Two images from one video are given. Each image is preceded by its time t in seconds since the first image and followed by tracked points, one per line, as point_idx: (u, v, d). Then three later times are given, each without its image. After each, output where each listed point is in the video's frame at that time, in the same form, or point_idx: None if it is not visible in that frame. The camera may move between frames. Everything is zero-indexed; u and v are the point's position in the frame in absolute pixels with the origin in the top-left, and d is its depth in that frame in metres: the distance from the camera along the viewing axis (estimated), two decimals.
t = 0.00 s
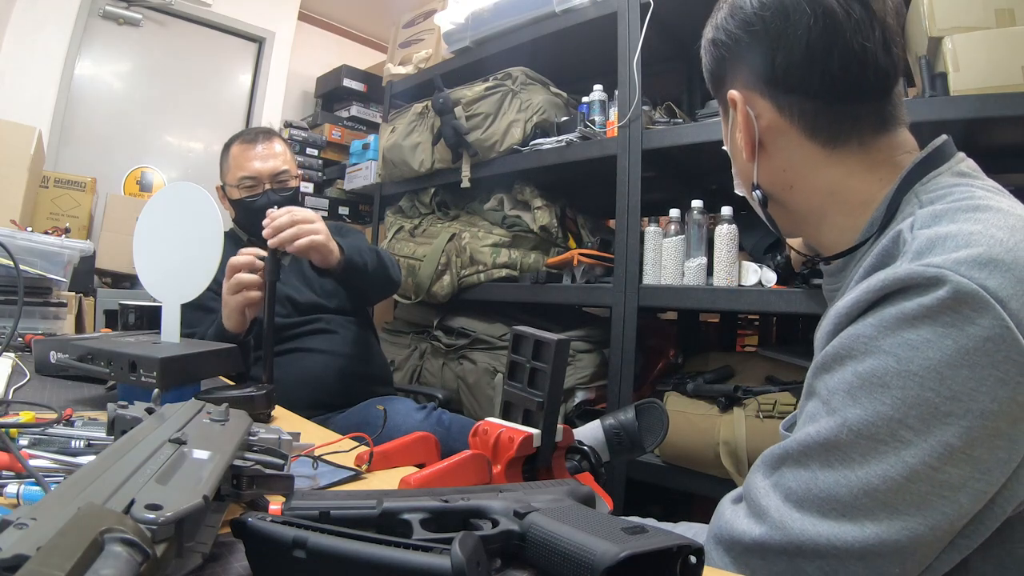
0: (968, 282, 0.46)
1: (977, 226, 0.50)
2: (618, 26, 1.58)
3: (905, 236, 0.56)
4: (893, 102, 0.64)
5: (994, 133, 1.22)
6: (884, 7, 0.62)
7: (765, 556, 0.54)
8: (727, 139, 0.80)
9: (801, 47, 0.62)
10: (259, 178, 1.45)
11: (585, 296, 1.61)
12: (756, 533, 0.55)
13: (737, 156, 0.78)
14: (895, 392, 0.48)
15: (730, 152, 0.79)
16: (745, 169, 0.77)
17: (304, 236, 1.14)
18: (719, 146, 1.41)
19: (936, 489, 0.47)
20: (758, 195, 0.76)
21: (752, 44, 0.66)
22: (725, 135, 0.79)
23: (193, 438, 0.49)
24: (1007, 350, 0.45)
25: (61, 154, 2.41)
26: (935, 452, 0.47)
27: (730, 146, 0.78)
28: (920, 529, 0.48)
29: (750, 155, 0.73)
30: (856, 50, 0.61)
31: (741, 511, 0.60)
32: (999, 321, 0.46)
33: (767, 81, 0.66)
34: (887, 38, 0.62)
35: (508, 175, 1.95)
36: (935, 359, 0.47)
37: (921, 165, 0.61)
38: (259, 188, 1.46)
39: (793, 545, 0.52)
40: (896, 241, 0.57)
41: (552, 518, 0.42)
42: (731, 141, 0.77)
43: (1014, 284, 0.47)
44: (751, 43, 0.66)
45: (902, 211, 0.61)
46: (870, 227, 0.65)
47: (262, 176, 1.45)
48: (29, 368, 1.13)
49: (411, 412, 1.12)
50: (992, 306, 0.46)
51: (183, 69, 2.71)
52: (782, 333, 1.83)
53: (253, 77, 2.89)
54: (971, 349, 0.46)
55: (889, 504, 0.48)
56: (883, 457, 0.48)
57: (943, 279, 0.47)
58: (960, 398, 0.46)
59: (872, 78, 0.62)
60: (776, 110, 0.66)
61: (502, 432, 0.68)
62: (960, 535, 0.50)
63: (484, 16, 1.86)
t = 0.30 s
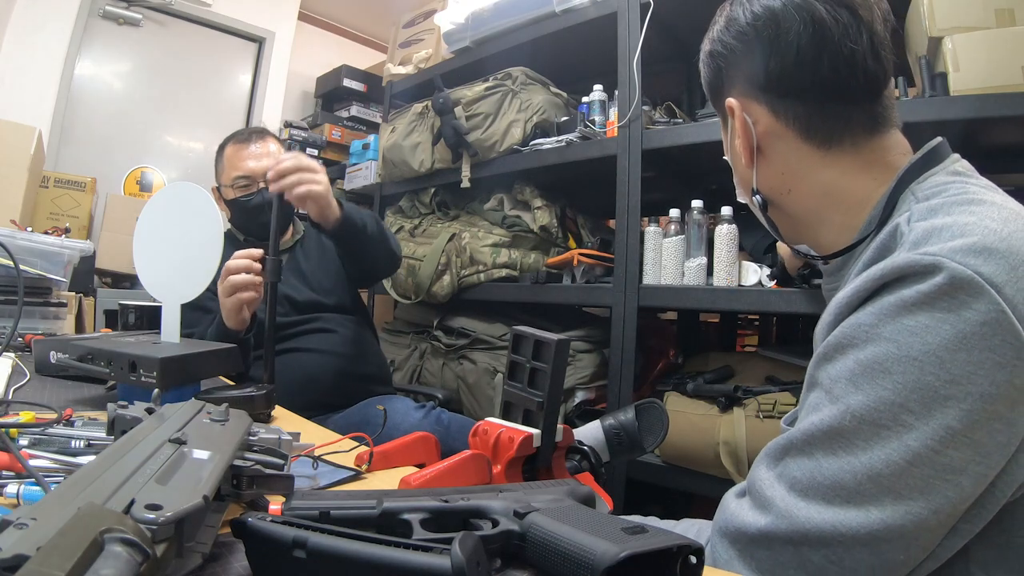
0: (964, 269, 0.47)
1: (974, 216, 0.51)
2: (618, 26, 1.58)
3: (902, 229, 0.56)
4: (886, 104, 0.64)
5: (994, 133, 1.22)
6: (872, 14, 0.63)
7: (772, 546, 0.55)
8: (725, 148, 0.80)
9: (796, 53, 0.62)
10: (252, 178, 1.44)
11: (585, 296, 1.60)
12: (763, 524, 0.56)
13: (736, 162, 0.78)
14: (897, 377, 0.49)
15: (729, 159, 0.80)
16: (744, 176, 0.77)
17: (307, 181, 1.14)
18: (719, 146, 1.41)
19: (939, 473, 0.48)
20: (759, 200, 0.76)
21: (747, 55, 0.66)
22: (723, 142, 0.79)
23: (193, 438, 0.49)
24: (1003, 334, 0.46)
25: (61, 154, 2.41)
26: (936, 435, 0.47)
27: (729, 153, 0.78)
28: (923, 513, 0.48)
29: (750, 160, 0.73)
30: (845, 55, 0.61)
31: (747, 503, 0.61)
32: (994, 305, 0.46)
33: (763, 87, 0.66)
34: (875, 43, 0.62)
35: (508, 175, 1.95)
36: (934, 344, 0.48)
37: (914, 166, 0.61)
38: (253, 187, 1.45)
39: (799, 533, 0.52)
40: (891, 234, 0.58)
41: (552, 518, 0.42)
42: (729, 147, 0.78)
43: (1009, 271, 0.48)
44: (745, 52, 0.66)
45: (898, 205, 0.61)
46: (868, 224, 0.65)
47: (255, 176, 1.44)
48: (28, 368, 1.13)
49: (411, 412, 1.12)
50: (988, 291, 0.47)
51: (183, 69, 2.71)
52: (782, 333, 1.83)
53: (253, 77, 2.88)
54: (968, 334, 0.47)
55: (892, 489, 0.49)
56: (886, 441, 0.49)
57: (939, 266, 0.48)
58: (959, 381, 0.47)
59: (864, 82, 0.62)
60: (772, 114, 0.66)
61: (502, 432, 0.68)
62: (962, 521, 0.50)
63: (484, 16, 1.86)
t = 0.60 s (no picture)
0: (964, 259, 0.48)
1: (973, 208, 0.51)
2: (618, 26, 1.58)
3: (902, 222, 0.56)
4: (885, 106, 0.64)
5: (994, 133, 1.22)
6: (871, 19, 0.63)
7: (777, 537, 0.55)
8: (727, 150, 0.80)
9: (797, 57, 0.63)
10: (252, 176, 1.44)
11: (585, 295, 1.61)
12: (768, 515, 0.55)
13: (737, 164, 0.78)
14: (900, 365, 0.49)
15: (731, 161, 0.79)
16: (745, 177, 0.77)
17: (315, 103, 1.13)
18: (718, 146, 1.41)
19: (943, 459, 0.48)
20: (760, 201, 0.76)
21: (749, 57, 0.66)
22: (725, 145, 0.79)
23: (193, 438, 0.49)
24: (1003, 322, 0.46)
25: (61, 154, 2.41)
26: (940, 422, 0.47)
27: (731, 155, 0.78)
28: (928, 500, 0.48)
29: (751, 162, 0.73)
30: (845, 60, 0.61)
31: (751, 496, 0.61)
32: (994, 294, 0.46)
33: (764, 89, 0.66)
34: (875, 48, 0.62)
35: (508, 175, 1.95)
36: (936, 332, 0.48)
37: (913, 167, 0.61)
38: (252, 186, 1.46)
39: (806, 523, 0.52)
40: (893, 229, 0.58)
41: (552, 518, 0.42)
42: (732, 149, 0.78)
43: (1008, 261, 0.48)
44: (747, 56, 0.66)
45: (898, 202, 0.61)
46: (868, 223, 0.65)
47: (255, 175, 1.44)
48: (28, 368, 1.13)
49: (411, 412, 1.12)
50: (987, 279, 0.47)
51: (183, 68, 2.71)
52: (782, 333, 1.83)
53: (253, 77, 2.88)
54: (969, 322, 0.47)
55: (897, 476, 0.49)
56: (889, 429, 0.49)
57: (940, 256, 0.49)
58: (961, 367, 0.47)
59: (864, 86, 0.62)
60: (774, 117, 0.66)
61: (502, 432, 0.68)
62: (965, 508, 0.50)
63: (484, 17, 1.86)
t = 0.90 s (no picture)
0: (963, 257, 0.48)
1: (972, 207, 0.51)
2: (618, 26, 1.58)
3: (901, 222, 0.57)
4: (884, 108, 0.64)
5: (994, 133, 1.22)
6: (870, 20, 0.63)
7: (778, 535, 0.55)
8: (727, 151, 0.80)
9: (797, 59, 0.63)
10: (247, 175, 1.45)
11: (585, 296, 1.61)
12: (769, 512, 0.55)
13: (737, 166, 0.78)
14: (899, 362, 0.49)
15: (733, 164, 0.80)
16: (745, 178, 0.77)
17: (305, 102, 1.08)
18: (718, 146, 1.41)
19: (942, 456, 0.48)
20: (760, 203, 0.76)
21: (748, 60, 0.66)
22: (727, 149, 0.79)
23: (193, 438, 0.49)
24: (1002, 319, 0.46)
25: (61, 154, 2.41)
26: (940, 418, 0.47)
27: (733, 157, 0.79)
28: (928, 496, 0.48)
29: (751, 166, 0.73)
30: (844, 62, 0.61)
31: (752, 494, 0.61)
32: (992, 291, 0.46)
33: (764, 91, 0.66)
34: (874, 50, 0.62)
35: (508, 175, 1.95)
36: (936, 329, 0.48)
37: (911, 168, 0.61)
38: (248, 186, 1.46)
39: (807, 520, 0.52)
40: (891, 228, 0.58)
41: (552, 518, 0.42)
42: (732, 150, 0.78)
43: (1007, 259, 0.48)
44: (745, 59, 0.67)
45: (896, 202, 0.61)
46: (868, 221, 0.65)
47: (250, 174, 1.45)
48: (28, 368, 1.13)
49: (411, 414, 1.12)
50: (986, 276, 0.47)
51: (183, 69, 2.71)
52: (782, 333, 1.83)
53: (253, 77, 2.88)
54: (968, 319, 0.47)
55: (897, 472, 0.49)
56: (889, 426, 0.49)
57: (938, 254, 0.49)
58: (960, 364, 0.47)
59: (863, 88, 0.62)
60: (774, 119, 0.66)
61: (502, 432, 0.68)
62: (965, 505, 0.50)
63: (484, 17, 1.86)
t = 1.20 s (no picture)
0: (953, 249, 0.48)
1: (965, 202, 0.51)
2: (618, 26, 1.58)
3: (896, 217, 0.57)
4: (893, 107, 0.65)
5: (994, 133, 1.22)
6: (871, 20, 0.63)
7: (774, 527, 0.55)
8: (731, 132, 0.76)
9: (822, 47, 0.62)
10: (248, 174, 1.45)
11: (585, 295, 1.61)
12: (765, 503, 0.56)
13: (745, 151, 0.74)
14: (892, 352, 0.49)
15: (733, 155, 0.78)
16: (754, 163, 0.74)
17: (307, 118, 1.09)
18: (718, 146, 1.41)
19: (936, 445, 0.48)
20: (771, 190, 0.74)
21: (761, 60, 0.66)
22: (726, 139, 0.77)
23: (193, 438, 0.49)
24: (992, 309, 0.46)
25: (61, 154, 2.41)
26: (932, 407, 0.47)
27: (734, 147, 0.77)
28: (922, 485, 0.48)
29: (763, 154, 0.71)
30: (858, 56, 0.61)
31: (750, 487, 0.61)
32: (983, 282, 0.47)
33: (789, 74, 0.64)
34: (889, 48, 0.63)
35: (508, 175, 1.95)
36: (928, 319, 0.48)
37: (911, 167, 0.61)
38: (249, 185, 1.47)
39: (800, 510, 0.52)
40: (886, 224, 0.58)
41: (552, 518, 0.42)
42: (736, 141, 0.76)
43: (998, 251, 0.48)
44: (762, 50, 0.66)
45: (896, 199, 0.61)
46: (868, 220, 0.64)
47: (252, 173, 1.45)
48: (28, 368, 1.13)
49: (411, 414, 1.12)
50: (976, 267, 0.47)
51: (183, 68, 2.71)
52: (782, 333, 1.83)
53: (253, 77, 2.88)
54: (959, 309, 0.47)
55: (891, 462, 0.49)
56: (882, 415, 0.49)
57: (929, 247, 0.49)
58: (951, 354, 0.47)
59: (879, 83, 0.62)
60: (798, 106, 0.65)
61: (502, 432, 0.68)
62: (960, 495, 0.50)
63: (484, 16, 1.86)
